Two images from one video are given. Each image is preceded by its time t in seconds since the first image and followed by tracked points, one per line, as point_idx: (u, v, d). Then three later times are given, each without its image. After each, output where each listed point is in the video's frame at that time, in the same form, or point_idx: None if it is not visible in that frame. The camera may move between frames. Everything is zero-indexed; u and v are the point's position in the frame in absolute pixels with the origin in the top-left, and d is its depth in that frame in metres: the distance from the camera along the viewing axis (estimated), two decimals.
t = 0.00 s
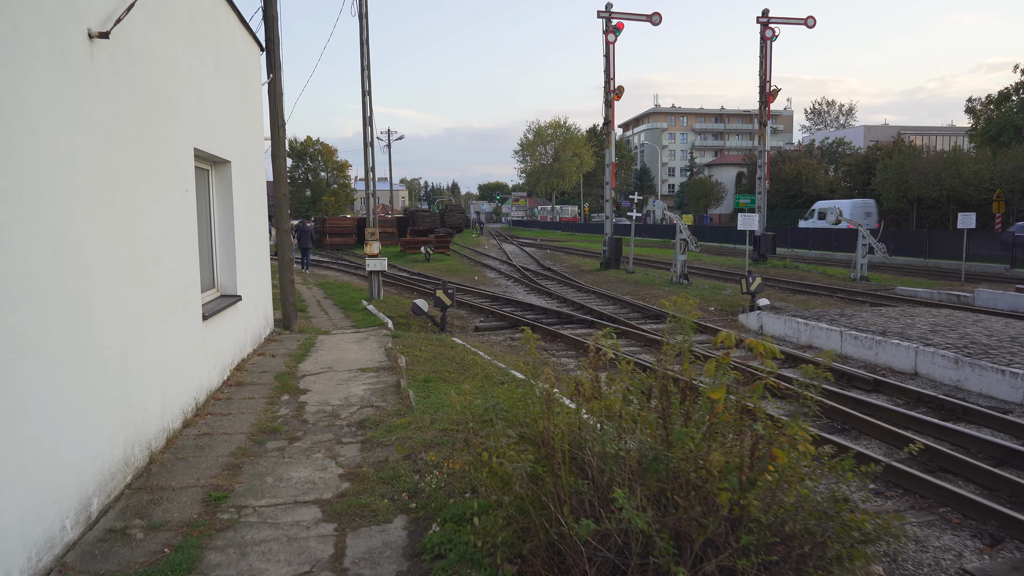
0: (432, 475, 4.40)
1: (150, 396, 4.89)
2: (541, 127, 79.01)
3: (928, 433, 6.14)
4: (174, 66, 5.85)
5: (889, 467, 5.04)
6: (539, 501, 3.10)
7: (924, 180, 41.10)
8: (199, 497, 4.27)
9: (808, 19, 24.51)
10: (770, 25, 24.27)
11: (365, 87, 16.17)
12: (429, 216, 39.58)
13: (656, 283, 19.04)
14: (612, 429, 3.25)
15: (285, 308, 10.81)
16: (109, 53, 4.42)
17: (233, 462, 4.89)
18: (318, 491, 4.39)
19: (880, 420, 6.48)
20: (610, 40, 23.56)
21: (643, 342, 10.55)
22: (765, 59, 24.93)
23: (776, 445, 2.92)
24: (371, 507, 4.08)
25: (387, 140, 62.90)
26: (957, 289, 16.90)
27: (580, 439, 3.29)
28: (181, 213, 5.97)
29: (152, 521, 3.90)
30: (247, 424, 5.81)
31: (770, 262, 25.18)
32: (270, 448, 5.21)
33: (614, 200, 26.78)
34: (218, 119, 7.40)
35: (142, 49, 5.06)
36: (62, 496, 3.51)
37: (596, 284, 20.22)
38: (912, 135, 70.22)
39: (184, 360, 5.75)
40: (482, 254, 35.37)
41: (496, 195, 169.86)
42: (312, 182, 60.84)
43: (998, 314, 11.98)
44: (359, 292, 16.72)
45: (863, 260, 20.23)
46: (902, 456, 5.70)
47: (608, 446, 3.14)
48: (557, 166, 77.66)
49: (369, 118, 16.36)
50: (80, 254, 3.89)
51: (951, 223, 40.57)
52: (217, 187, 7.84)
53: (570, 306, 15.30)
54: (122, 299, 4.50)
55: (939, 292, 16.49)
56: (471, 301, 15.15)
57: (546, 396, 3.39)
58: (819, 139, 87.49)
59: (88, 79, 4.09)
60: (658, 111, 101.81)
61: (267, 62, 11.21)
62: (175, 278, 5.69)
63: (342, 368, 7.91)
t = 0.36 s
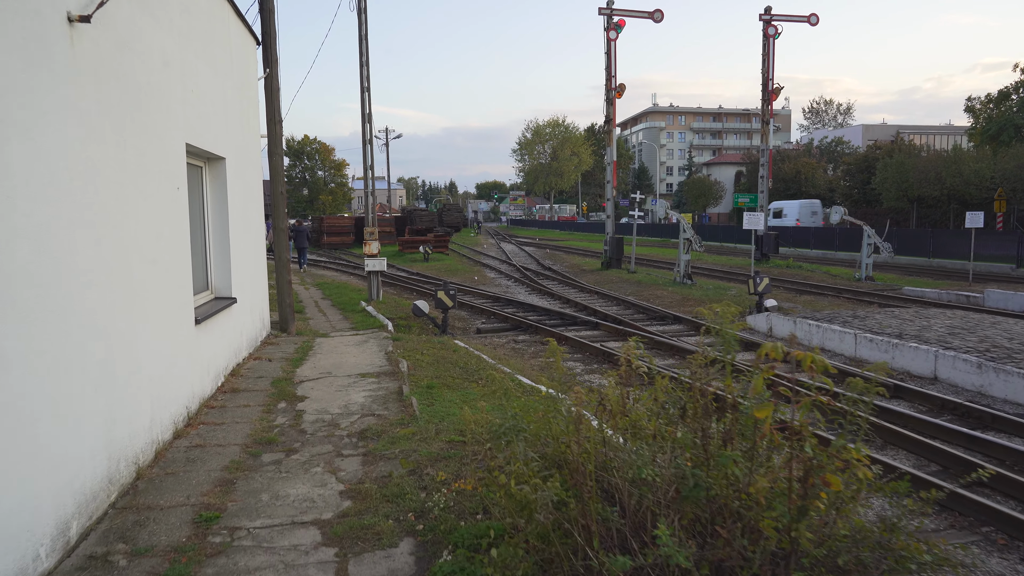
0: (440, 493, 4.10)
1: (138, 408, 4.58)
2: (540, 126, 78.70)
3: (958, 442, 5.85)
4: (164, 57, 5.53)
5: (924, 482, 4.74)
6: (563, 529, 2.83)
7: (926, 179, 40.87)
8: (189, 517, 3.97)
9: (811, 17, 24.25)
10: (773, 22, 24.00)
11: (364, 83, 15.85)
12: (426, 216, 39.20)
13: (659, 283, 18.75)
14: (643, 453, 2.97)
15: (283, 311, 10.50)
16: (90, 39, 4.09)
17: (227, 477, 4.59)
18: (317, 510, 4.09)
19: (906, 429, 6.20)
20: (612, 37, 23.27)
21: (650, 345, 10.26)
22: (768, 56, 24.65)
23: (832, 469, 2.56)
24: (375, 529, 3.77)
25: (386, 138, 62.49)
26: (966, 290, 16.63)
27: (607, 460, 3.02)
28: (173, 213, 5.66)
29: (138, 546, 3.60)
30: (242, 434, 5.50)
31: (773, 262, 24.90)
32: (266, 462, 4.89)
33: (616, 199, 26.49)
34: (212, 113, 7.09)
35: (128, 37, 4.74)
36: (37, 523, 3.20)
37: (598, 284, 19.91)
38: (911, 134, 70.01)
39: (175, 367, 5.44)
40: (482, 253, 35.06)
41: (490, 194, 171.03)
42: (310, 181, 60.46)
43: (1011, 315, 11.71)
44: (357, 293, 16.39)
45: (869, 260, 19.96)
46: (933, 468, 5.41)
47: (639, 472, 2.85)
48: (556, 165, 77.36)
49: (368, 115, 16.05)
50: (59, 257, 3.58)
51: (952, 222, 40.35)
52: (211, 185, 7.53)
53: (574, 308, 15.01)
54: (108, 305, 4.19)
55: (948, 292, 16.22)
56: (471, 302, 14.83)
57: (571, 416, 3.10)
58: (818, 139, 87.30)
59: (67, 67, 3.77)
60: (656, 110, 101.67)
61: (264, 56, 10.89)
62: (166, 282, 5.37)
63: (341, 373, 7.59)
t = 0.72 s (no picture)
0: (453, 514, 3.80)
1: (126, 420, 4.26)
2: (538, 125, 78.36)
3: (992, 453, 5.55)
4: (154, 44, 5.21)
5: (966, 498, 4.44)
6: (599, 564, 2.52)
7: (926, 178, 40.67)
8: (182, 540, 3.67)
9: (814, 14, 24.00)
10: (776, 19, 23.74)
11: (363, 79, 15.53)
12: (424, 216, 38.84)
13: (662, 284, 18.46)
14: (687, 476, 2.63)
15: (280, 312, 10.18)
16: (70, 20, 3.77)
17: (222, 494, 4.28)
18: (320, 531, 3.78)
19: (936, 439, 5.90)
20: (613, 34, 22.97)
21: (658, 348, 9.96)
22: (771, 54, 24.37)
23: (904, 498, 2.26)
24: (383, 554, 3.47)
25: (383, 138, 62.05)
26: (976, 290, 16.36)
27: (643, 484, 2.72)
28: (164, 211, 5.33)
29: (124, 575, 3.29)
30: (238, 446, 5.19)
31: (776, 262, 24.64)
32: (264, 476, 4.59)
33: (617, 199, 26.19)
34: (206, 107, 6.78)
35: (114, 21, 4.42)
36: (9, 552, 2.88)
37: (601, 285, 19.61)
38: (910, 134, 69.85)
39: (166, 375, 5.12)
40: (480, 253, 34.73)
41: (484, 192, 171.68)
42: (307, 180, 60.04)
43: None
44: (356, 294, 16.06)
45: (875, 260, 19.71)
46: (970, 482, 5.12)
47: (684, 501, 2.54)
48: (554, 165, 77.05)
49: (367, 113, 15.72)
50: (35, 256, 3.26)
51: (952, 221, 40.16)
52: (205, 183, 7.21)
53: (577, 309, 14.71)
54: (92, 308, 3.87)
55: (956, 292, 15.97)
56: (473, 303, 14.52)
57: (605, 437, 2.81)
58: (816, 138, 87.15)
59: (44, 49, 3.45)
60: (654, 109, 101.45)
61: (261, 50, 10.56)
62: (156, 284, 5.05)
63: (342, 379, 7.28)
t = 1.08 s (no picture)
0: (463, 539, 3.52)
1: (112, 434, 3.96)
2: (535, 125, 78.06)
3: None
4: (142, 34, 4.93)
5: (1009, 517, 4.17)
6: None
7: (926, 178, 40.43)
8: (170, 567, 3.38)
9: (817, 12, 23.73)
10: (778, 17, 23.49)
11: (361, 75, 15.22)
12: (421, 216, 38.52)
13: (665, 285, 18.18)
14: (737, 510, 2.38)
15: (276, 315, 9.88)
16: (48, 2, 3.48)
17: (214, 513, 3.99)
18: (320, 556, 3.50)
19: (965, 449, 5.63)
20: (614, 32, 22.70)
21: (665, 352, 9.69)
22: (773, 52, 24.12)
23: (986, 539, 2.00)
24: None
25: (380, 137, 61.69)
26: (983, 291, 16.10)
27: (685, 516, 2.47)
28: (154, 210, 5.05)
29: None
30: (232, 460, 4.90)
31: (778, 263, 24.39)
32: (260, 493, 4.30)
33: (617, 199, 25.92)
34: (199, 101, 6.49)
35: (98, 7, 4.13)
36: None
37: (602, 286, 19.32)
38: (909, 134, 69.64)
39: (156, 384, 4.83)
40: (479, 254, 34.42)
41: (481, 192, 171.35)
42: (303, 180, 59.65)
43: None
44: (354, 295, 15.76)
45: (879, 260, 19.46)
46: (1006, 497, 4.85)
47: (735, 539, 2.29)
48: (552, 165, 76.75)
49: (365, 110, 15.41)
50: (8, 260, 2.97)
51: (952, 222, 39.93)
52: (198, 181, 6.91)
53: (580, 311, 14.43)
54: (74, 315, 3.59)
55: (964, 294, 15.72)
56: (474, 305, 14.23)
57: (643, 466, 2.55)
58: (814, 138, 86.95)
59: (20, 32, 3.17)
60: (651, 109, 101.23)
61: (257, 44, 10.26)
62: (146, 287, 4.76)
63: (341, 385, 6.98)
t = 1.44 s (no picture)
0: (464, 567, 3.22)
1: (84, 450, 3.65)
2: (533, 125, 77.76)
3: None
4: (119, 18, 4.60)
5: None
6: None
7: (925, 178, 40.22)
8: None
9: (817, 9, 23.49)
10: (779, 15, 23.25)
11: (357, 72, 14.91)
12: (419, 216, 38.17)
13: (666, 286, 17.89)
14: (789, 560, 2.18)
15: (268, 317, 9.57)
16: None
17: (193, 535, 3.69)
18: None
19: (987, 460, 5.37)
20: (613, 30, 22.43)
21: (669, 355, 9.41)
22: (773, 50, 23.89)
23: None
24: None
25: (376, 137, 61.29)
26: (989, 292, 15.83)
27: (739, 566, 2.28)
28: (134, 206, 4.73)
29: None
30: (217, 474, 4.59)
31: (779, 263, 24.13)
32: (244, 512, 3.99)
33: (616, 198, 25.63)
34: (184, 94, 6.17)
35: None
36: None
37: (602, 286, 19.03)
38: (906, 134, 69.50)
39: (136, 393, 4.51)
40: (477, 254, 34.09)
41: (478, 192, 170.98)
42: (300, 180, 59.24)
43: None
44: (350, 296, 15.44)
45: (882, 260, 19.21)
46: None
47: None
48: (549, 164, 76.45)
49: (361, 107, 15.10)
50: None
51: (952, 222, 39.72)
52: (184, 178, 6.59)
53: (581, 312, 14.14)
54: (40, 322, 3.27)
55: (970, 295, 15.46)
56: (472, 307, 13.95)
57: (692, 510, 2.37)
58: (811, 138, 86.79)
59: None
60: (649, 109, 101.00)
61: (248, 37, 9.94)
62: (124, 289, 4.44)
63: (333, 392, 6.67)
